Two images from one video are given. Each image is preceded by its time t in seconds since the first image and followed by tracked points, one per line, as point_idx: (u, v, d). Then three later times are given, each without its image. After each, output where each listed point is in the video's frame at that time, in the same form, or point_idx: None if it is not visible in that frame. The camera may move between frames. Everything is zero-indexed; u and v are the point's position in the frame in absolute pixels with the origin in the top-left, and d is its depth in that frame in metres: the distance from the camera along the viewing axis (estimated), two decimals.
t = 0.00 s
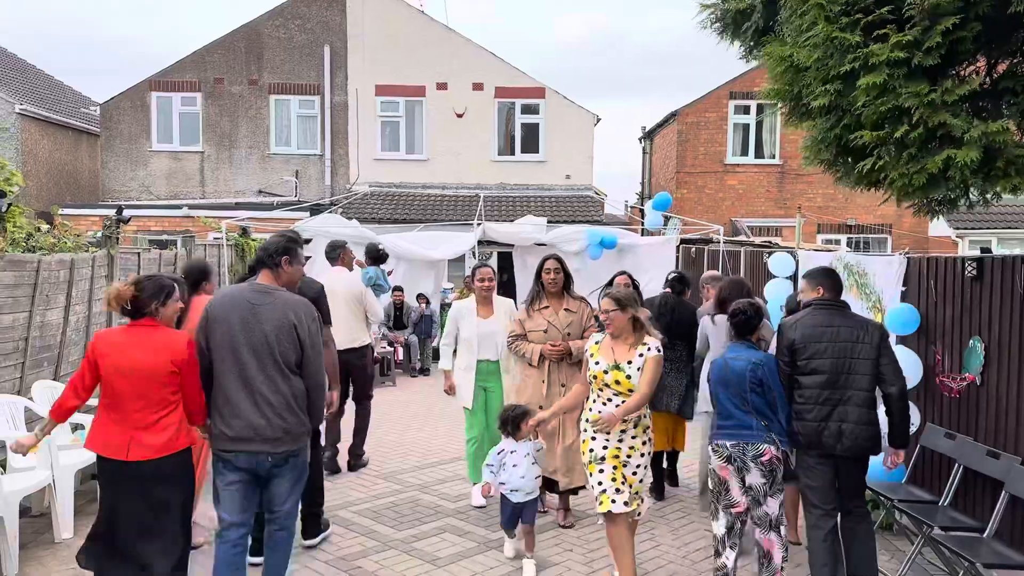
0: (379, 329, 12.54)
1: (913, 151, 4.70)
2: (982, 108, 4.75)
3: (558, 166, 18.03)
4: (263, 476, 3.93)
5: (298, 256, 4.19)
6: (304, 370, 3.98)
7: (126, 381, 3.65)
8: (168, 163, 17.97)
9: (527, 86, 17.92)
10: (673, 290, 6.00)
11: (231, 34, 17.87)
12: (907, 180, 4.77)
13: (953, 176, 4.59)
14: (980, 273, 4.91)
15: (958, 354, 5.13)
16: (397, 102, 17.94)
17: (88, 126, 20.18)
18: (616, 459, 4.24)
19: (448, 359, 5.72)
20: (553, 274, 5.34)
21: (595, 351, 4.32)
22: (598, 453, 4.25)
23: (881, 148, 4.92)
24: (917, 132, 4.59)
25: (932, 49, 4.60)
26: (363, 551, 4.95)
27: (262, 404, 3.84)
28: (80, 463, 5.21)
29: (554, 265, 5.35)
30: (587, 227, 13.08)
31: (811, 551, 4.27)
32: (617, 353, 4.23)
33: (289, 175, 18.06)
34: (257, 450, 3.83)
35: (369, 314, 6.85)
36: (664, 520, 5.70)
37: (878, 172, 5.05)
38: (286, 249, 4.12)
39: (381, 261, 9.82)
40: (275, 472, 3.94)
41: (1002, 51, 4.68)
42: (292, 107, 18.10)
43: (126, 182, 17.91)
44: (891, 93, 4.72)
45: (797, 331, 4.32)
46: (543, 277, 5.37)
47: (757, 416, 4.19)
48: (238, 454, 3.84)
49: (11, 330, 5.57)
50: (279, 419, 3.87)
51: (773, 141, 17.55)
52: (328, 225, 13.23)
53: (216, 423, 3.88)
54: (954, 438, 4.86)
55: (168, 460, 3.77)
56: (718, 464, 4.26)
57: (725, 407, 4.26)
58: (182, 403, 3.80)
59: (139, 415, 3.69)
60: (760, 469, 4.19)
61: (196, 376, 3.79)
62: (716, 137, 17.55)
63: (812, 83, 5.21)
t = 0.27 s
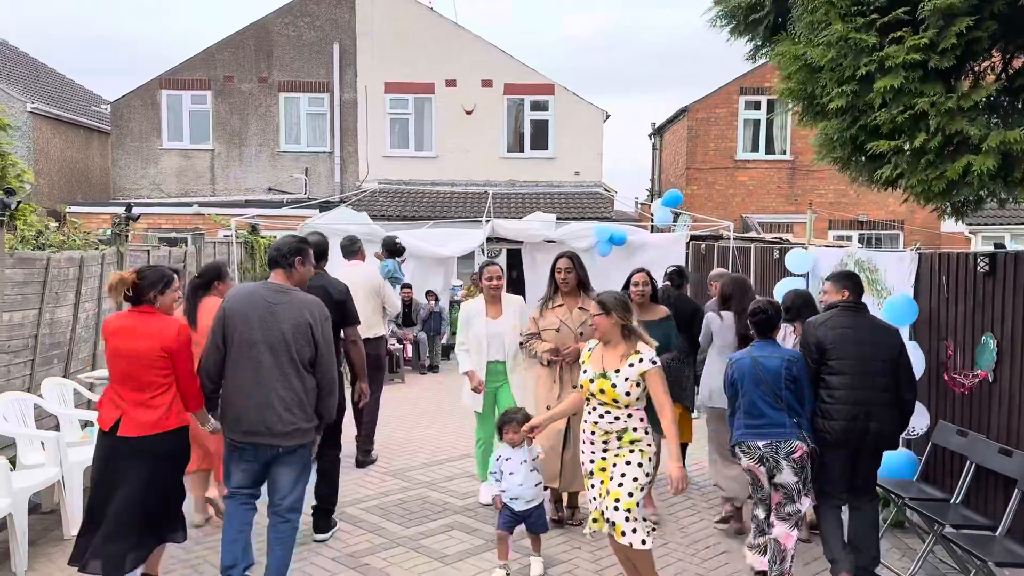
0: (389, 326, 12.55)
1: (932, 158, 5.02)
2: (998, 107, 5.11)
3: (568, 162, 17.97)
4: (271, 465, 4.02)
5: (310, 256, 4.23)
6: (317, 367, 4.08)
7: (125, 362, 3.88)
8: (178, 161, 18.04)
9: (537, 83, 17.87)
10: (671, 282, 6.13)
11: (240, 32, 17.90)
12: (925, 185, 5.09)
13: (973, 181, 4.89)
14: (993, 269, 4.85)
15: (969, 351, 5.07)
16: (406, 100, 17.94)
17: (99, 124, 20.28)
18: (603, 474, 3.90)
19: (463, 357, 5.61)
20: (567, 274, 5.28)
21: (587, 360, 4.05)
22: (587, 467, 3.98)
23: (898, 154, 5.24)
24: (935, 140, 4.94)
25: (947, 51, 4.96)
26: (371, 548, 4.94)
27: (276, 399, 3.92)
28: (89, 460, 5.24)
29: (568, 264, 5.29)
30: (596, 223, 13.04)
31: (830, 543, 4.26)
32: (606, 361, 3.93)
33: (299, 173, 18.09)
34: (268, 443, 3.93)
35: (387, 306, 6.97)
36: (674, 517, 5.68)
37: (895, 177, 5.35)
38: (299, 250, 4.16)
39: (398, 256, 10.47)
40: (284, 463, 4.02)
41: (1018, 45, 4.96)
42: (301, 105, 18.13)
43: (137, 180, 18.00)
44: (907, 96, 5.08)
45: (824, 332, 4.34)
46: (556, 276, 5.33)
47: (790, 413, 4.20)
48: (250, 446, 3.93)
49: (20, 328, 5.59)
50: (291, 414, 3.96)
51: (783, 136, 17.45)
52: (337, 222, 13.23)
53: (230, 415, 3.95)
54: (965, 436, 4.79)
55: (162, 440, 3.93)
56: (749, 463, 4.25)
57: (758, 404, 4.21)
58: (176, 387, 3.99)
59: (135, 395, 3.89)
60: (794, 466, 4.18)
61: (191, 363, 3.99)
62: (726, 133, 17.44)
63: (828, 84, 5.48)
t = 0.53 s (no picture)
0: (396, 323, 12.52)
1: (949, 157, 5.77)
2: (1007, 106, 5.83)
3: (575, 159, 17.91)
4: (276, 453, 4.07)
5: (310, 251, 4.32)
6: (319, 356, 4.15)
7: (143, 352, 4.01)
8: (186, 158, 18.07)
9: (544, 79, 17.81)
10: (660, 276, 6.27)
11: (247, 29, 17.92)
12: (941, 183, 5.88)
13: (988, 180, 5.64)
14: (1004, 264, 4.79)
15: (981, 347, 5.00)
16: (413, 97, 17.91)
17: (107, 122, 20.34)
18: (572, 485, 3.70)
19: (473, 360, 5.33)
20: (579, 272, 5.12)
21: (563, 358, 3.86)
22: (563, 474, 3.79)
23: (914, 156, 6.03)
24: (954, 140, 5.65)
25: (957, 53, 5.68)
26: (377, 545, 4.91)
27: (278, 387, 4.01)
28: (94, 458, 5.23)
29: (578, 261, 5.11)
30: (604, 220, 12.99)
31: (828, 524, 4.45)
32: (573, 363, 3.71)
33: (306, 170, 18.10)
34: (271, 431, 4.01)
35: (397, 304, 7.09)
36: (682, 515, 5.63)
37: (910, 176, 6.17)
38: (300, 245, 4.24)
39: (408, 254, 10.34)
40: (288, 451, 4.07)
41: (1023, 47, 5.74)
42: (308, 102, 18.12)
43: (145, 177, 18.03)
44: (921, 97, 5.83)
45: (831, 310, 4.50)
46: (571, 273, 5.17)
47: (799, 403, 4.35)
48: (254, 434, 4.01)
49: (26, 325, 5.59)
50: (294, 402, 4.03)
51: (792, 132, 17.33)
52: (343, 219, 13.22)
53: (234, 404, 4.04)
54: (976, 432, 4.70)
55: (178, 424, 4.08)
56: (758, 452, 4.39)
57: (767, 393, 4.35)
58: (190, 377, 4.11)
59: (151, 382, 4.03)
60: (802, 456, 4.35)
61: (204, 357, 4.10)
62: (735, 129, 17.34)
63: (841, 87, 6.29)
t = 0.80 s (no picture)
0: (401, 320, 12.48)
1: (956, 150, 5.52)
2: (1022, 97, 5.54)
3: (580, 155, 17.86)
4: (281, 438, 4.24)
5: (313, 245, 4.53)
6: (316, 345, 4.23)
7: (156, 339, 4.29)
8: (190, 156, 18.06)
9: (548, 75, 17.74)
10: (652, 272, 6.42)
11: (251, 27, 17.90)
12: (948, 177, 5.63)
13: (997, 173, 5.36)
14: (1014, 259, 4.70)
15: (990, 343, 4.93)
16: (417, 94, 17.87)
17: (111, 120, 20.35)
18: (522, 481, 3.45)
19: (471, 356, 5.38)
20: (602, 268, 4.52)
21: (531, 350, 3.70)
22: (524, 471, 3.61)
23: (919, 149, 5.80)
24: (959, 134, 5.42)
25: (966, 47, 5.45)
26: (380, 544, 4.88)
27: (276, 374, 4.15)
28: (96, 456, 5.22)
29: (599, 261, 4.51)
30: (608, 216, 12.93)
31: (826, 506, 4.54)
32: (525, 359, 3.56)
33: (310, 167, 18.07)
34: (272, 416, 4.15)
35: (405, 298, 7.17)
36: (687, 513, 5.59)
37: (918, 171, 5.93)
38: (303, 239, 4.44)
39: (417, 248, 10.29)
40: (294, 435, 4.25)
41: None
42: (312, 99, 18.10)
43: (149, 175, 18.03)
44: (927, 91, 5.61)
45: (820, 311, 4.68)
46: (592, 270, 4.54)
47: (807, 393, 4.48)
48: (257, 419, 4.16)
49: (29, 322, 5.57)
50: (292, 389, 4.16)
51: (798, 128, 17.25)
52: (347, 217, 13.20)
53: (237, 392, 4.22)
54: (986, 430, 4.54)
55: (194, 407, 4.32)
56: (771, 441, 4.45)
57: (778, 383, 4.44)
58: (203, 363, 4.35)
59: (165, 368, 4.30)
60: (812, 443, 4.49)
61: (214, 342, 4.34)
62: (740, 125, 17.27)
63: (847, 82, 6.10)
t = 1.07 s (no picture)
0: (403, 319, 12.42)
1: (959, 143, 5.51)
2: None
3: (581, 153, 17.79)
4: (295, 429, 4.39)
5: (326, 245, 4.69)
6: (333, 342, 4.45)
7: (174, 331, 4.64)
8: (191, 155, 18.01)
9: (550, 73, 17.67)
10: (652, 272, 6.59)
11: (252, 25, 17.83)
12: (952, 170, 5.61)
13: (1001, 166, 5.34)
14: None
15: (999, 343, 4.85)
16: (418, 91, 17.81)
17: (112, 119, 20.31)
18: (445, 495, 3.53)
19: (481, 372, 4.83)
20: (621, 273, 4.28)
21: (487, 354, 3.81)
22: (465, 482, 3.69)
23: (923, 141, 5.78)
24: (964, 123, 5.39)
25: (974, 37, 5.42)
26: (382, 545, 4.82)
27: (295, 368, 4.32)
28: (95, 457, 5.17)
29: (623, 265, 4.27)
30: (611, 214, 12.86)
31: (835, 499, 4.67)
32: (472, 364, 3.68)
33: (311, 166, 18.01)
34: (288, 408, 4.31)
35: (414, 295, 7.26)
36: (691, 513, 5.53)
37: (922, 164, 5.90)
38: (317, 239, 4.61)
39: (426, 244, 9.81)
40: (303, 427, 4.40)
41: None
42: (313, 97, 18.04)
43: (150, 174, 17.97)
44: (932, 82, 5.57)
45: (820, 301, 4.75)
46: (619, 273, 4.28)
47: (815, 388, 4.52)
48: (274, 412, 4.31)
49: (27, 322, 5.52)
50: (309, 382, 4.35)
51: (800, 126, 17.16)
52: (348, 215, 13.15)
53: (252, 384, 4.35)
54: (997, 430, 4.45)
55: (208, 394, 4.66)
56: (783, 439, 4.48)
57: (788, 381, 4.47)
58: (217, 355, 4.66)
59: (182, 359, 4.65)
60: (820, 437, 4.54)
61: (225, 334, 4.65)
62: (742, 122, 17.19)
63: (853, 72, 6.06)
